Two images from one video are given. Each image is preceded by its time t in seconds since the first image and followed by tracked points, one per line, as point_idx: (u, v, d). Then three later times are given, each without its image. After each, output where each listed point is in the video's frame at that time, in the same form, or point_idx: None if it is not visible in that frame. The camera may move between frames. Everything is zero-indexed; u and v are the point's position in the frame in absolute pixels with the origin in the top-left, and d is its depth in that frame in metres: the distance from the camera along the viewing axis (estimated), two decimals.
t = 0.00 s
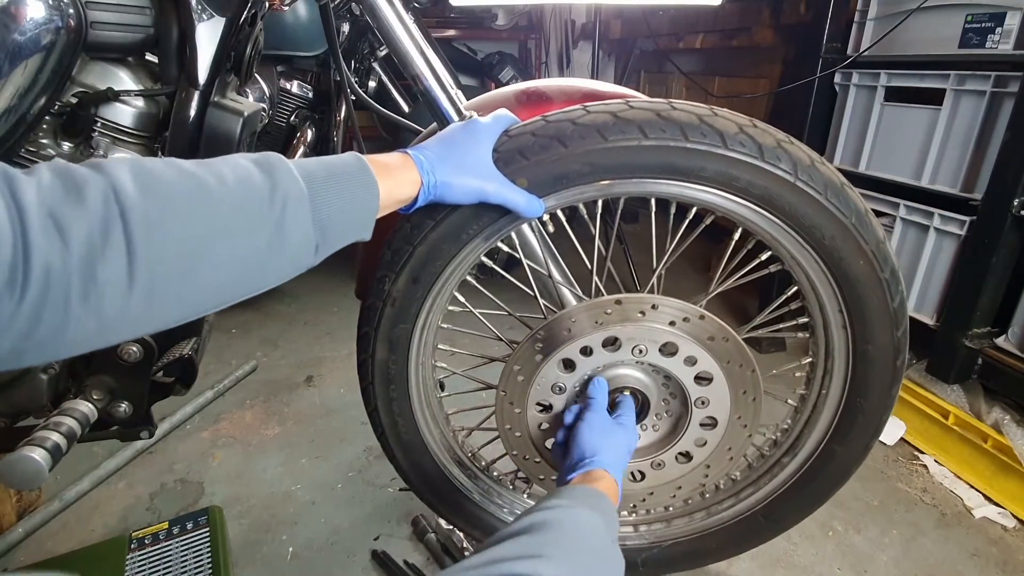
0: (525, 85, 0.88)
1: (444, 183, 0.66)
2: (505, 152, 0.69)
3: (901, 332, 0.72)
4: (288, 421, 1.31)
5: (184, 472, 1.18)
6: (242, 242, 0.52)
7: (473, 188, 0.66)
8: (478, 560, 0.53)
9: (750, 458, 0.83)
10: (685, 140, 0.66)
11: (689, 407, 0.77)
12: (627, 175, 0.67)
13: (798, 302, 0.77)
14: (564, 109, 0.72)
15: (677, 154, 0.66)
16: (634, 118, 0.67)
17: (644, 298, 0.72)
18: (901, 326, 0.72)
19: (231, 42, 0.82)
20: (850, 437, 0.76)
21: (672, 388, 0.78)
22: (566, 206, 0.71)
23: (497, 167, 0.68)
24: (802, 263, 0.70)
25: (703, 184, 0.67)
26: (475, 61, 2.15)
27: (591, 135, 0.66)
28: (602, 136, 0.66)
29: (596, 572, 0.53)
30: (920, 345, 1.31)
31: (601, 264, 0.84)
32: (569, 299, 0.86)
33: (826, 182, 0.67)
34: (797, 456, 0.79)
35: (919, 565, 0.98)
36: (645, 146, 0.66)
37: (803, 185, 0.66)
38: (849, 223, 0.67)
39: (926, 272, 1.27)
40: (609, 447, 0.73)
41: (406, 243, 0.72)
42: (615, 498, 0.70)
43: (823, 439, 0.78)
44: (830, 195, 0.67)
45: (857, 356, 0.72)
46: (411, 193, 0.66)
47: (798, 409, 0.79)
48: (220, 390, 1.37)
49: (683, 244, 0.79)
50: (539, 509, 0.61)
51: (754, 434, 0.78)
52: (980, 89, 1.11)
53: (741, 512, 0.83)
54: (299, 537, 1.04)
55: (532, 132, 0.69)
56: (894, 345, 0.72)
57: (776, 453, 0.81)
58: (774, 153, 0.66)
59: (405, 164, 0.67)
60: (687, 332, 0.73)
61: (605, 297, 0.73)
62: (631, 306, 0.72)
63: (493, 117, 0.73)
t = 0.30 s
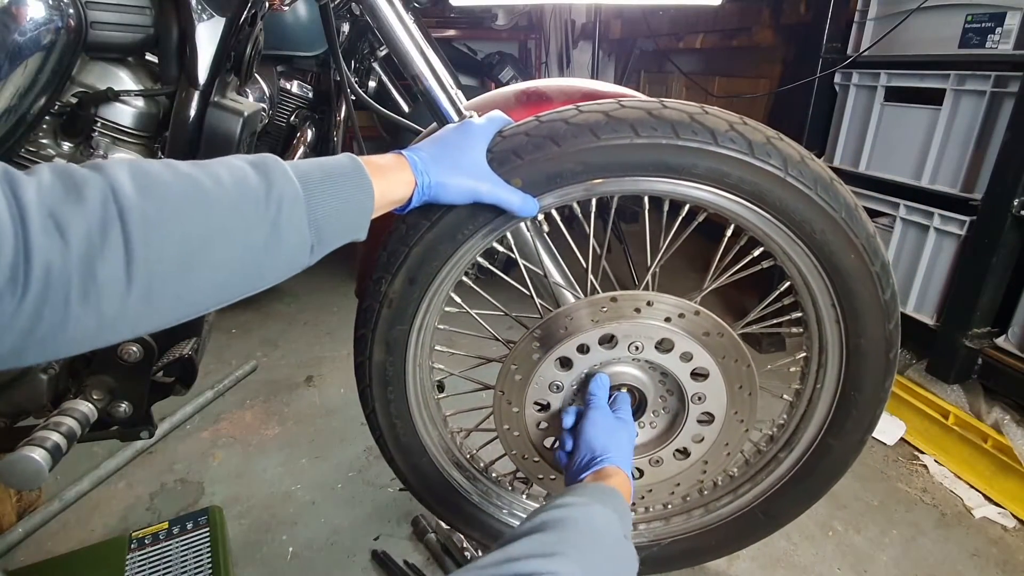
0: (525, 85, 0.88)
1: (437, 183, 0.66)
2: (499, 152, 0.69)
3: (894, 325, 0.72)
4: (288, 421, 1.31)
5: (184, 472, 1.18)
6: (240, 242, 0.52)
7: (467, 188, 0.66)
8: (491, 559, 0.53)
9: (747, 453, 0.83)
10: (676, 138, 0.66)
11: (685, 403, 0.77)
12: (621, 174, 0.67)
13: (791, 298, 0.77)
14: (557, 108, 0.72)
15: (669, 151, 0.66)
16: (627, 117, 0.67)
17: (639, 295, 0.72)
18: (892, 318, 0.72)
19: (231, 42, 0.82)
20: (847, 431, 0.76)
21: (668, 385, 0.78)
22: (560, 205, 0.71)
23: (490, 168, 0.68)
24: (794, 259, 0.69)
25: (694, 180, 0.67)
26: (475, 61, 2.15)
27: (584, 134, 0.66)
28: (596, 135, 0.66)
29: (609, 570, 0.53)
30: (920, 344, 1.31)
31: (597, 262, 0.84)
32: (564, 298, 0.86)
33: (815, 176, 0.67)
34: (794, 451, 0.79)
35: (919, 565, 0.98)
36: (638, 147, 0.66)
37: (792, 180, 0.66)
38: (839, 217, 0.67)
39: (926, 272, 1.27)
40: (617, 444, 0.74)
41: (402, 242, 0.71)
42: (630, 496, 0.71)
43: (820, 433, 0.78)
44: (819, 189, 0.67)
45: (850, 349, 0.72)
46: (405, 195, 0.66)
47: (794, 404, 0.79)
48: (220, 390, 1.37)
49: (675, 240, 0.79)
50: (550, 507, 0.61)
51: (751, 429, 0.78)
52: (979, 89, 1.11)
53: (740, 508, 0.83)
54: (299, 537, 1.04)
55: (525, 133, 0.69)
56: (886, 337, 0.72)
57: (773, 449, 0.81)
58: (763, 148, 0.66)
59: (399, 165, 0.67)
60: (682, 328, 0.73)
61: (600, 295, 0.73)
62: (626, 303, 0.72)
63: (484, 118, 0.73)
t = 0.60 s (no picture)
0: (525, 85, 0.88)
1: (437, 185, 0.66)
2: (499, 154, 0.69)
3: (894, 326, 0.72)
4: (288, 421, 1.31)
5: (184, 472, 1.18)
6: (234, 245, 0.52)
7: (467, 190, 0.66)
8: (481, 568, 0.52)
9: (746, 453, 0.83)
10: (676, 139, 0.66)
11: (685, 405, 0.77)
12: (621, 175, 0.67)
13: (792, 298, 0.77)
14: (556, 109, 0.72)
15: (670, 152, 0.66)
16: (627, 118, 0.67)
17: (639, 298, 0.72)
18: (893, 319, 0.72)
19: (231, 42, 0.82)
20: (848, 432, 0.76)
21: (669, 387, 0.78)
22: (558, 207, 0.71)
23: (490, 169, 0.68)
24: (795, 260, 0.69)
25: (694, 181, 0.66)
26: (475, 62, 2.15)
27: (584, 135, 0.66)
28: (597, 136, 0.66)
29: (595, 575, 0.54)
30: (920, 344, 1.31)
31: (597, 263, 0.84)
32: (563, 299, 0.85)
33: (816, 177, 0.67)
34: (795, 451, 0.79)
35: (919, 565, 0.98)
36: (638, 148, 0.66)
37: (794, 181, 0.66)
38: (840, 218, 0.67)
39: (926, 272, 1.27)
40: (608, 444, 0.73)
41: (401, 244, 0.71)
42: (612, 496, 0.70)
43: (821, 433, 0.78)
44: (820, 190, 0.67)
45: (851, 350, 0.72)
46: (404, 197, 0.66)
47: (794, 405, 0.79)
48: (220, 390, 1.37)
49: (675, 241, 0.79)
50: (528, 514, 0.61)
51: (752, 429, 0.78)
52: (979, 89, 1.11)
53: (740, 509, 0.83)
54: (299, 537, 1.04)
55: (525, 134, 0.69)
56: (887, 338, 0.72)
57: (773, 449, 0.81)
58: (764, 149, 0.66)
59: (399, 167, 0.67)
60: (683, 331, 0.73)
61: (601, 297, 0.73)
62: (627, 305, 0.72)
63: (484, 120, 0.73)
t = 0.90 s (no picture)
0: (525, 84, 0.88)
1: (438, 184, 0.66)
2: (499, 153, 0.69)
3: (892, 324, 0.72)
4: (288, 421, 1.31)
5: (184, 472, 1.18)
6: (238, 246, 0.51)
7: (468, 189, 0.66)
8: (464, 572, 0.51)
9: (746, 452, 0.83)
10: (675, 138, 0.66)
11: (685, 403, 0.77)
12: (620, 174, 0.67)
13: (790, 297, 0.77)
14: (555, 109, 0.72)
15: (668, 151, 0.66)
16: (626, 118, 0.67)
17: (639, 295, 0.72)
18: (891, 317, 0.72)
19: (231, 43, 0.81)
20: (847, 430, 0.76)
21: (668, 385, 0.78)
22: (558, 206, 0.71)
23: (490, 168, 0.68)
24: (793, 259, 0.69)
25: (692, 180, 0.66)
26: (475, 62, 2.15)
27: (583, 134, 0.66)
28: (597, 136, 0.66)
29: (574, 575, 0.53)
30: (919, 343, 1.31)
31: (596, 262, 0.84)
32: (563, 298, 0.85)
33: (814, 176, 0.67)
34: (794, 449, 0.79)
35: (919, 565, 0.98)
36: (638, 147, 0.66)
37: (792, 180, 0.66)
38: (838, 217, 0.67)
39: (926, 272, 1.27)
40: (597, 437, 0.72)
41: (401, 244, 0.71)
42: (587, 481, 0.68)
43: (821, 431, 0.77)
44: (818, 188, 0.67)
45: (849, 349, 0.72)
46: (406, 197, 0.66)
47: (793, 403, 0.79)
48: (220, 390, 1.37)
49: (674, 240, 0.79)
50: (507, 508, 0.60)
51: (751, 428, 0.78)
52: (980, 89, 1.11)
53: (740, 508, 0.83)
54: (299, 537, 1.04)
55: (524, 133, 0.69)
56: (885, 336, 0.72)
57: (773, 448, 0.81)
58: (763, 148, 0.66)
59: (400, 167, 0.67)
60: (683, 330, 0.73)
61: (601, 296, 0.73)
62: (626, 304, 0.72)
63: (484, 120, 0.73)
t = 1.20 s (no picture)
0: (525, 85, 0.88)
1: (439, 185, 0.66)
2: (501, 154, 0.69)
3: (896, 327, 0.72)
4: (288, 421, 1.31)
5: (184, 472, 1.18)
6: (237, 248, 0.51)
7: (470, 190, 0.66)
8: None
9: (747, 454, 0.83)
10: (679, 139, 0.66)
11: (687, 405, 0.77)
12: (622, 175, 0.67)
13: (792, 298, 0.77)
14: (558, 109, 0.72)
15: (672, 152, 0.66)
16: (629, 118, 0.67)
17: (642, 298, 0.72)
18: (895, 321, 0.72)
19: (231, 43, 0.81)
20: (849, 433, 0.76)
21: (670, 387, 0.78)
22: (559, 208, 0.71)
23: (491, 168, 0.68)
24: (797, 261, 0.69)
25: (696, 182, 0.66)
26: (475, 62, 2.15)
27: (586, 135, 0.66)
28: (600, 136, 0.66)
29: None
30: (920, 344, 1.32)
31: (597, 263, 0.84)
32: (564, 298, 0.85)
33: (819, 178, 0.67)
34: (795, 451, 0.79)
35: (919, 565, 0.98)
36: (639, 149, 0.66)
37: (796, 182, 0.66)
38: (843, 219, 0.67)
39: (926, 272, 1.27)
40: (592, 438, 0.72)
41: (402, 245, 0.71)
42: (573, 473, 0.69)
43: (822, 434, 0.77)
44: (822, 191, 0.67)
45: (853, 351, 0.72)
46: (407, 198, 0.66)
47: (794, 405, 0.79)
48: (220, 390, 1.37)
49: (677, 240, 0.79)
50: (495, 506, 0.60)
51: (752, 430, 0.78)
52: (980, 88, 1.11)
53: (740, 509, 0.83)
54: (299, 537, 1.04)
55: (526, 134, 0.69)
56: (888, 339, 0.72)
57: (774, 449, 0.81)
58: (767, 150, 0.66)
59: (402, 168, 0.67)
60: (686, 332, 0.73)
61: (603, 297, 0.73)
62: (629, 306, 0.72)
63: (485, 121, 0.73)
